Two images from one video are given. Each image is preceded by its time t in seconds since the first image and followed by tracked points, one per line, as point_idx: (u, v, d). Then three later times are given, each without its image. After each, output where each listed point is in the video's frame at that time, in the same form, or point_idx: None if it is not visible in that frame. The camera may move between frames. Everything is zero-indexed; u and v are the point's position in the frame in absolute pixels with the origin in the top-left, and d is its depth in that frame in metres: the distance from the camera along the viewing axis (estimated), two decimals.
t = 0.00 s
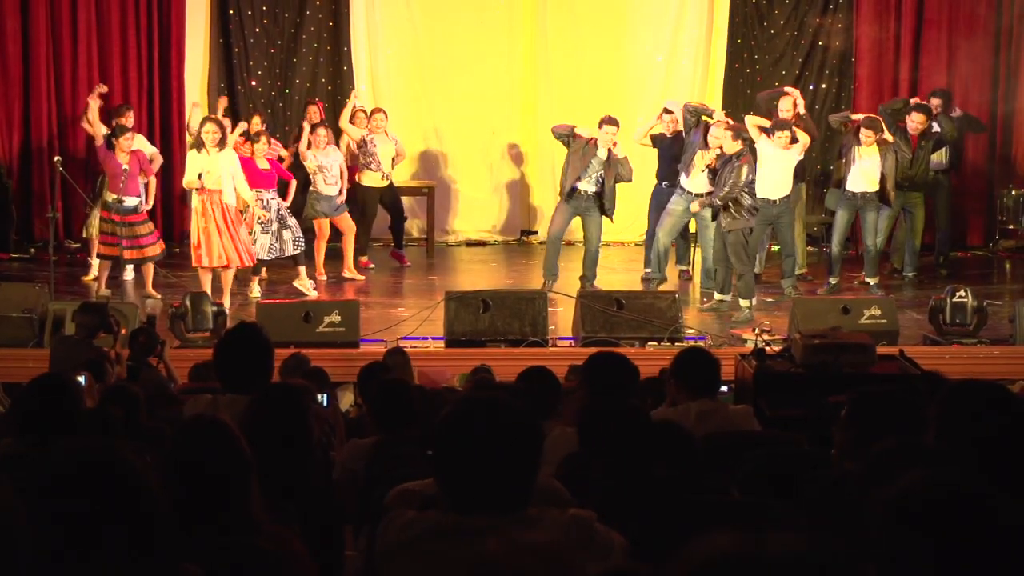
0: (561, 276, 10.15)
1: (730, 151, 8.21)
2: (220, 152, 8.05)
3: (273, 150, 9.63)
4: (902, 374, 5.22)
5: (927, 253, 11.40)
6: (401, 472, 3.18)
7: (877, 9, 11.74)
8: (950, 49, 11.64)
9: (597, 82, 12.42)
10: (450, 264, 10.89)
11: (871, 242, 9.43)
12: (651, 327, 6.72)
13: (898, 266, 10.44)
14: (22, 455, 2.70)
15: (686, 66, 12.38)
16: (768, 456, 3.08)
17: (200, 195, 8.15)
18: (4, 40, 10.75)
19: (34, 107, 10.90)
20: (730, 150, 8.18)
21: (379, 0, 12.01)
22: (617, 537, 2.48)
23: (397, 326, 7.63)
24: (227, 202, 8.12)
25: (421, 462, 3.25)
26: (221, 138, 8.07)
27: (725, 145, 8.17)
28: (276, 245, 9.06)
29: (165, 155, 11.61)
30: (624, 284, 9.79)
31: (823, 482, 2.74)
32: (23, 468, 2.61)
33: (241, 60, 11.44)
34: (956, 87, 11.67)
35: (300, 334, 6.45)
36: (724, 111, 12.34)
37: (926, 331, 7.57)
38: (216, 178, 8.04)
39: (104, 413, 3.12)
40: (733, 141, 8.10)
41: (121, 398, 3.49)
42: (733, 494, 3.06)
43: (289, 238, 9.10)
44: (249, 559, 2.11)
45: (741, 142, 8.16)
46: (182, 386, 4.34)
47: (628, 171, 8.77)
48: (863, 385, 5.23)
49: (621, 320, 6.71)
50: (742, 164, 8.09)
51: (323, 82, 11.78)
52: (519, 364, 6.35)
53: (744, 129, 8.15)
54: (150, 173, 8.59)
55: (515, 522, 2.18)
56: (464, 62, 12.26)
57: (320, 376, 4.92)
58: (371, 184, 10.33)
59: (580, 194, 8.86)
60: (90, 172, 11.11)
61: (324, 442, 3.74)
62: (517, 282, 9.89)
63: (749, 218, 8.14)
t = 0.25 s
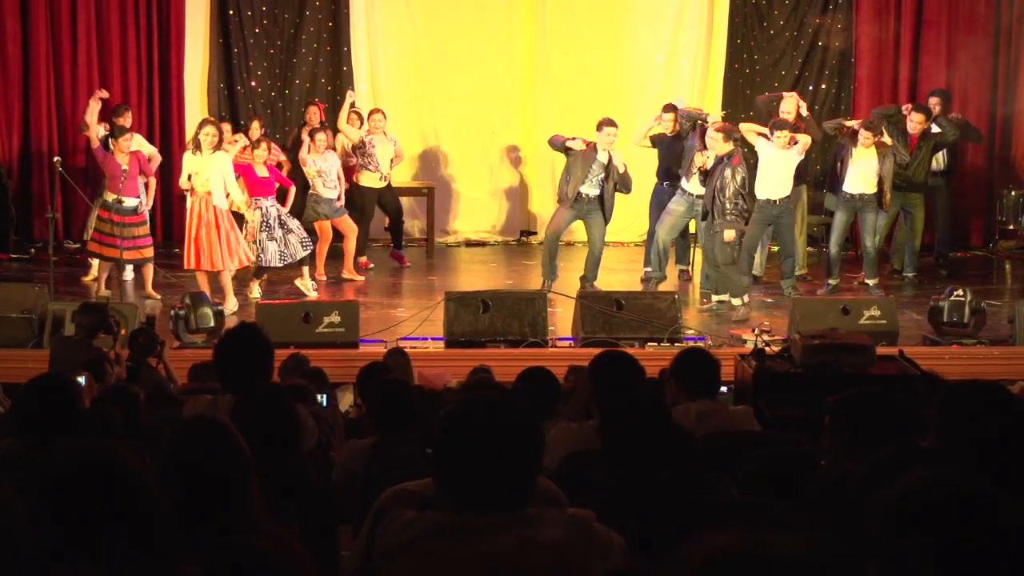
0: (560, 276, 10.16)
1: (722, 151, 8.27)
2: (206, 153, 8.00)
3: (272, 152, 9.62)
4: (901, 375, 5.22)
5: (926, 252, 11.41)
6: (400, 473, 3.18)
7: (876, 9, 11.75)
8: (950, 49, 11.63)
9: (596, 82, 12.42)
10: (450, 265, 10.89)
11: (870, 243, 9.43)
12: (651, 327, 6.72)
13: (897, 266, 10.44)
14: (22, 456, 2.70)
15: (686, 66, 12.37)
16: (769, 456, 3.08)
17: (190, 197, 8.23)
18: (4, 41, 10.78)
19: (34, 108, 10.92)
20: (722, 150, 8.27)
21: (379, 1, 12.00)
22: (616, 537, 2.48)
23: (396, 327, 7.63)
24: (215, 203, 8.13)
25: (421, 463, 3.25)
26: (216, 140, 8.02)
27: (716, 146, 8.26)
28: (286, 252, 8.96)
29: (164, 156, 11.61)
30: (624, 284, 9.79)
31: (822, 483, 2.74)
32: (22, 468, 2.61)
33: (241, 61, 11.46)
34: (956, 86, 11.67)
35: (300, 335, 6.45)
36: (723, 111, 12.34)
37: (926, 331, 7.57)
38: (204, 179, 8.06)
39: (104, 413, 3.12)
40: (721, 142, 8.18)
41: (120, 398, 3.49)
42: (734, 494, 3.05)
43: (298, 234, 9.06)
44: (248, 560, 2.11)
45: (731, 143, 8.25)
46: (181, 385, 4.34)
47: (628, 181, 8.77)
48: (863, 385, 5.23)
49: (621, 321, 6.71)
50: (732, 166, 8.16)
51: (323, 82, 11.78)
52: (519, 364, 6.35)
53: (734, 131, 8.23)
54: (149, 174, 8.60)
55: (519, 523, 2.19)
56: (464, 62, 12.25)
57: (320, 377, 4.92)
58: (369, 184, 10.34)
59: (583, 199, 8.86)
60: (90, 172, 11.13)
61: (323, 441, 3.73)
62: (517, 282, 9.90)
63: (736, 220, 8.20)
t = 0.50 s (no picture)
0: (560, 276, 10.16)
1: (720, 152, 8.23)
2: (207, 157, 8.08)
3: (271, 150, 9.61)
4: (901, 375, 5.22)
5: (926, 252, 11.40)
6: (400, 473, 3.18)
7: (876, 9, 11.76)
8: (950, 50, 11.64)
9: (596, 83, 12.41)
10: (450, 265, 10.88)
11: (870, 243, 9.43)
12: (651, 327, 6.72)
13: (897, 266, 10.43)
14: (22, 456, 2.70)
15: (686, 67, 12.37)
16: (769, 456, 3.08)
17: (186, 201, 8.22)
18: (3, 41, 10.79)
19: (33, 107, 10.93)
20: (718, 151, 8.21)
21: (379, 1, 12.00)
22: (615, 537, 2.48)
23: (396, 327, 7.62)
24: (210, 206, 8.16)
25: (421, 463, 3.25)
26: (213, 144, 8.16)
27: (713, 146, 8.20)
28: (276, 247, 9.03)
29: (164, 156, 11.60)
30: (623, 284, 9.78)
31: (822, 484, 2.74)
32: (22, 468, 2.61)
33: (241, 61, 11.45)
34: (955, 86, 11.67)
35: (299, 335, 6.45)
36: (723, 111, 12.34)
37: (926, 332, 7.57)
38: (202, 183, 8.09)
39: (103, 413, 3.12)
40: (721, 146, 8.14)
41: (120, 397, 3.49)
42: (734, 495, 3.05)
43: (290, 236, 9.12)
44: (247, 561, 2.11)
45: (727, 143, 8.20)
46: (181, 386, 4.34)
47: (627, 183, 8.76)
48: (863, 385, 5.22)
49: (621, 321, 6.71)
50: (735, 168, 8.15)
51: (322, 82, 11.79)
52: (519, 364, 6.35)
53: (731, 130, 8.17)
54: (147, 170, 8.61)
55: (518, 523, 2.18)
56: (464, 62, 12.25)
57: (319, 377, 4.91)
58: (367, 184, 10.33)
59: (583, 195, 8.87)
60: (90, 172, 11.13)
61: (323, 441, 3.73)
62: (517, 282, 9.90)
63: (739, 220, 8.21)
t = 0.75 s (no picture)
0: (559, 276, 10.16)
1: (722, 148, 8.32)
2: (211, 156, 8.03)
3: (269, 151, 9.60)
4: (900, 374, 5.22)
5: (926, 252, 11.39)
6: (400, 473, 3.18)
7: (876, 10, 11.78)
8: (949, 51, 11.64)
9: (596, 82, 12.41)
10: (450, 266, 10.86)
11: (870, 243, 9.45)
12: (650, 327, 6.71)
13: (897, 266, 10.42)
14: (22, 455, 2.70)
15: (685, 67, 12.37)
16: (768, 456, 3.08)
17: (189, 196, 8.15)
18: (3, 41, 10.79)
19: (32, 107, 10.93)
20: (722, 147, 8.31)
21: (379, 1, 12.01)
22: (615, 536, 2.48)
23: (395, 327, 7.62)
24: (217, 203, 8.14)
25: (421, 462, 3.25)
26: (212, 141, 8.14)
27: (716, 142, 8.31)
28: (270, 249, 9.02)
29: (163, 156, 11.60)
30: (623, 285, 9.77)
31: (822, 483, 2.75)
32: (22, 468, 2.61)
33: (240, 61, 11.48)
34: (955, 87, 11.67)
35: (299, 335, 6.45)
36: (722, 112, 12.36)
37: (925, 332, 7.56)
38: (208, 180, 8.05)
39: (103, 413, 3.12)
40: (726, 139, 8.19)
41: (120, 397, 3.49)
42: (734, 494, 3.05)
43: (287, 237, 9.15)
44: (246, 561, 2.11)
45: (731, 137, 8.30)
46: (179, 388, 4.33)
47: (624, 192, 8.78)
48: (863, 385, 5.22)
49: (620, 321, 6.71)
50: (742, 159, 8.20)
51: (321, 82, 11.80)
52: (519, 364, 6.35)
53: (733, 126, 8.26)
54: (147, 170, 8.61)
55: (519, 521, 2.19)
56: (463, 62, 12.25)
57: (318, 378, 4.91)
58: (365, 185, 10.31)
59: (583, 198, 8.87)
60: (89, 171, 11.13)
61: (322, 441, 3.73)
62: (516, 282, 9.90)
63: (748, 212, 8.24)
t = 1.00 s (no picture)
0: (559, 276, 10.16)
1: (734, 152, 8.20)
2: (218, 152, 8.08)
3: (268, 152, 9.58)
4: (900, 375, 5.23)
5: (926, 252, 11.39)
6: (400, 473, 3.18)
7: (875, 10, 11.83)
8: (949, 53, 11.66)
9: (595, 83, 12.40)
10: (450, 266, 10.86)
11: (871, 243, 9.46)
12: (650, 328, 6.72)
13: (897, 267, 10.41)
14: (22, 456, 2.70)
15: (685, 67, 12.38)
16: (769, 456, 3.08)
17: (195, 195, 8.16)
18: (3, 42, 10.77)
19: (33, 108, 10.92)
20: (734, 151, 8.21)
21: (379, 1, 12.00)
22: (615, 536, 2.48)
23: (395, 328, 7.62)
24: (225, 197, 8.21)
25: (421, 463, 3.25)
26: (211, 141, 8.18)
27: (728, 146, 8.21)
28: (273, 249, 9.03)
29: (164, 157, 11.60)
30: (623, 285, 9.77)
31: (821, 483, 2.75)
32: (22, 468, 2.61)
33: (240, 62, 11.49)
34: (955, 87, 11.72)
35: (298, 335, 6.46)
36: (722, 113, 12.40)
37: (925, 332, 7.56)
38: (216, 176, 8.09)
39: (103, 413, 3.12)
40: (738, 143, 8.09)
41: (119, 398, 3.49)
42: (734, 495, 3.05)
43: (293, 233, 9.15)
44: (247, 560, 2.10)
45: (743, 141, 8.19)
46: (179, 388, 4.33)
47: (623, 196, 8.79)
48: (863, 386, 5.22)
49: (619, 321, 6.71)
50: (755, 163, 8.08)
51: (321, 83, 11.79)
52: (519, 365, 6.35)
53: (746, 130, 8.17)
54: (146, 175, 8.60)
55: (519, 522, 2.19)
56: (463, 62, 12.24)
57: (317, 378, 4.91)
58: (367, 185, 10.33)
59: (583, 197, 8.87)
60: (89, 172, 11.12)
61: (322, 441, 3.73)
62: (516, 283, 9.90)
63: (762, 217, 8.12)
